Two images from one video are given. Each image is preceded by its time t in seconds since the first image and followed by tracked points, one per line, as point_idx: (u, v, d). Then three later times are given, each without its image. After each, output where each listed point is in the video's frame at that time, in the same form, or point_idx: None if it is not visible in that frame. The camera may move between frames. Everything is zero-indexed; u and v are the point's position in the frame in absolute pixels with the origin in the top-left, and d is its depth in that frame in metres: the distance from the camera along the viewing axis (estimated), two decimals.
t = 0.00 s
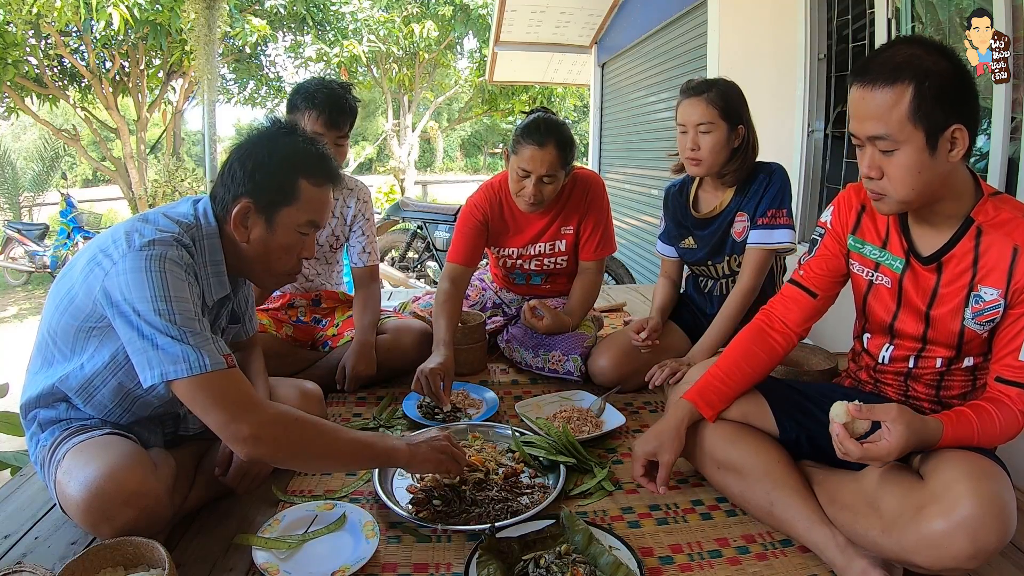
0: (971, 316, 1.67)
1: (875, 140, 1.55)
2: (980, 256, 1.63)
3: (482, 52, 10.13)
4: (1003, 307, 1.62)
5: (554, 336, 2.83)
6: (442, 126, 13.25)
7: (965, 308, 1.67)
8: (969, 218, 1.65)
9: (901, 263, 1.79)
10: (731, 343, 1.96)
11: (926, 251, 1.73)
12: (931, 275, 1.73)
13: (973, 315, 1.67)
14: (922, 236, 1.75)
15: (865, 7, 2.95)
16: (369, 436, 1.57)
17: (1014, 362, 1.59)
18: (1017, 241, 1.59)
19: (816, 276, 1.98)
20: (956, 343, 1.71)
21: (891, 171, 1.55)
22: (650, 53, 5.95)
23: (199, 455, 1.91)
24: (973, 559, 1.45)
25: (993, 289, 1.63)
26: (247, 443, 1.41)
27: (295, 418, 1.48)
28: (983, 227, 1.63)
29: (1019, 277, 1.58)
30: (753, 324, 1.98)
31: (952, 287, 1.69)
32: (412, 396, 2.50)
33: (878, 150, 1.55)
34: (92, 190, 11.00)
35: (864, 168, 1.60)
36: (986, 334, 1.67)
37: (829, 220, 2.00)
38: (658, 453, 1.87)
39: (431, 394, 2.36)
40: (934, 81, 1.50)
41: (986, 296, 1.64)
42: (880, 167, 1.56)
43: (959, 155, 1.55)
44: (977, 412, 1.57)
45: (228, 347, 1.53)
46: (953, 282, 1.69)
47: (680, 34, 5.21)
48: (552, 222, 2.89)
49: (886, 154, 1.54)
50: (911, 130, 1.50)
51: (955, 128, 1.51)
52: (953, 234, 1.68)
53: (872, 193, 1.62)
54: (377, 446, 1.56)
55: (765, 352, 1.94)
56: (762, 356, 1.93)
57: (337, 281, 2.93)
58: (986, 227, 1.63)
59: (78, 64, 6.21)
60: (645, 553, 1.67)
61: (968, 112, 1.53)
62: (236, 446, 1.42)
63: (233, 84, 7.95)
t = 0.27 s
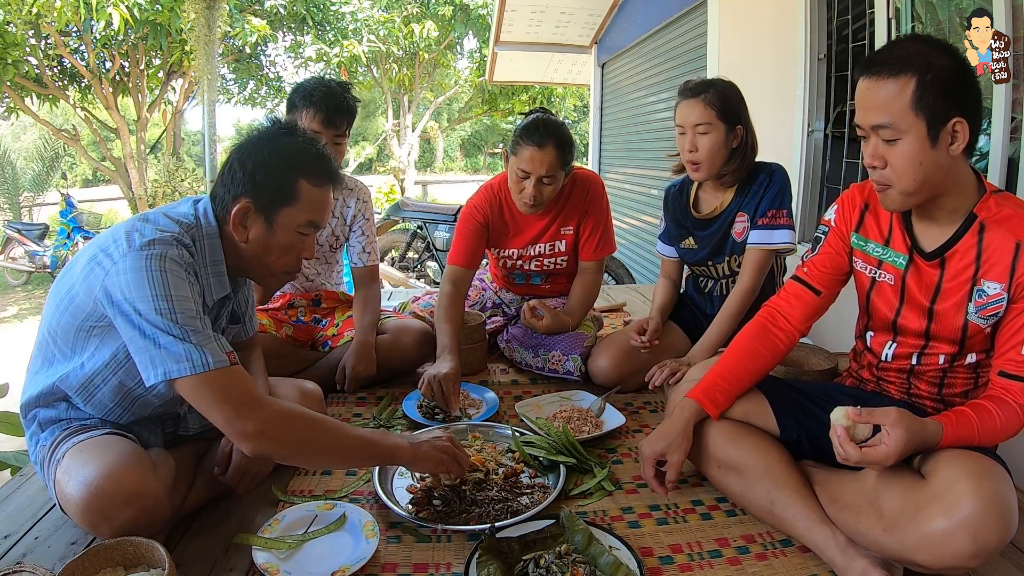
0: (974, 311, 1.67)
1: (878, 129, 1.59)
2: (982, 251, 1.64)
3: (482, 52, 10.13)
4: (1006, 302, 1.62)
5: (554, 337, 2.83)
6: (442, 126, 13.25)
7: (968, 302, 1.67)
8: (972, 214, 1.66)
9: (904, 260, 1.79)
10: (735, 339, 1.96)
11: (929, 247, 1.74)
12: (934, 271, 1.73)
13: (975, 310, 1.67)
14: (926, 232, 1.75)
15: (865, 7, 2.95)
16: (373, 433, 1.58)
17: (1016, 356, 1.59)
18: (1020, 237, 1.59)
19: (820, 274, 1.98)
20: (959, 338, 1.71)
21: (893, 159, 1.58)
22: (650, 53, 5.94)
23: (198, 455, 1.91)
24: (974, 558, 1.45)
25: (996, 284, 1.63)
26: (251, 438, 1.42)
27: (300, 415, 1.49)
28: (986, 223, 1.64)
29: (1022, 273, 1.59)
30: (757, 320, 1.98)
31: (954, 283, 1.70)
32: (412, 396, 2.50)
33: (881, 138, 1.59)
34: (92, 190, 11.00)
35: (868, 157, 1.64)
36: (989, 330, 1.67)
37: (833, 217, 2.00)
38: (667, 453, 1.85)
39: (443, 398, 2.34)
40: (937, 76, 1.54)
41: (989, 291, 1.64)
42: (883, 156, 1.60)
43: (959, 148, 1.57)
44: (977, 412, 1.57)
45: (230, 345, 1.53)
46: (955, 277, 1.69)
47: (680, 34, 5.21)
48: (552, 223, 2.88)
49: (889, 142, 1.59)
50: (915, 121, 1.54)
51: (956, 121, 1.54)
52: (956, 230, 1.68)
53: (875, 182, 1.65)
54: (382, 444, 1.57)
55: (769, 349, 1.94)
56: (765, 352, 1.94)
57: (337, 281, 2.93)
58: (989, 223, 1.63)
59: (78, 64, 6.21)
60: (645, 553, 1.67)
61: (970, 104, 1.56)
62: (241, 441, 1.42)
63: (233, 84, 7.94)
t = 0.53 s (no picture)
0: (975, 306, 1.67)
1: (882, 119, 1.61)
2: (983, 248, 1.64)
3: (482, 52, 10.13)
4: (1006, 298, 1.62)
5: (553, 337, 2.83)
6: (442, 126, 13.25)
7: (969, 298, 1.68)
8: (973, 212, 1.66)
9: (906, 257, 1.80)
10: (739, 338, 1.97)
11: (931, 244, 1.74)
12: (936, 267, 1.73)
13: (976, 305, 1.67)
14: (927, 229, 1.76)
15: (865, 7, 2.95)
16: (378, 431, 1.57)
17: (1017, 353, 1.59)
18: (1020, 233, 1.59)
19: (822, 274, 1.98)
20: (960, 335, 1.71)
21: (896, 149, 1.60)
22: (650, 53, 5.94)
23: (198, 455, 1.91)
24: (975, 557, 1.45)
25: (997, 280, 1.63)
26: (256, 436, 1.43)
27: (306, 411, 1.49)
28: (987, 220, 1.64)
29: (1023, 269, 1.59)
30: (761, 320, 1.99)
31: (956, 279, 1.70)
32: (412, 396, 2.50)
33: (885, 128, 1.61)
34: (92, 190, 11.00)
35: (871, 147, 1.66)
36: (990, 326, 1.67)
37: (834, 217, 2.00)
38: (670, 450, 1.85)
39: (442, 394, 2.34)
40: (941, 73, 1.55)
41: (990, 287, 1.64)
42: (886, 147, 1.62)
43: (958, 144, 1.58)
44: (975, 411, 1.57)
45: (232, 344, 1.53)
46: (957, 273, 1.69)
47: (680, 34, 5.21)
48: (552, 223, 2.88)
49: (892, 133, 1.61)
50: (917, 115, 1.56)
51: (959, 114, 1.55)
52: (958, 226, 1.68)
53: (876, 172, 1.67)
54: (388, 440, 1.57)
55: (773, 348, 1.95)
56: (770, 351, 1.94)
57: (337, 281, 2.93)
58: (990, 220, 1.63)
59: (78, 64, 6.21)
60: (645, 553, 1.67)
61: (974, 102, 1.57)
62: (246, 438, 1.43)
63: (233, 84, 7.94)
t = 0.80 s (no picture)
0: (974, 305, 1.67)
1: (883, 114, 1.63)
2: (982, 246, 1.64)
3: (482, 52, 10.13)
4: (1005, 296, 1.62)
5: (553, 337, 2.83)
6: (442, 126, 13.25)
7: (967, 296, 1.68)
8: (972, 210, 1.66)
9: (905, 256, 1.80)
10: (751, 333, 1.98)
11: (931, 242, 1.74)
12: (934, 266, 1.73)
13: (975, 303, 1.67)
14: (926, 228, 1.76)
15: (866, 7, 2.95)
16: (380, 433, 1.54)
17: (1016, 351, 1.59)
18: (1019, 232, 1.60)
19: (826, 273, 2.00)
20: (959, 334, 1.71)
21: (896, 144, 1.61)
22: (650, 53, 5.94)
23: (198, 455, 1.91)
24: (976, 557, 1.44)
25: (995, 278, 1.63)
26: (244, 438, 1.41)
27: (296, 414, 1.47)
28: (986, 219, 1.64)
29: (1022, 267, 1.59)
30: (772, 317, 2.00)
31: (954, 277, 1.70)
32: (412, 396, 2.50)
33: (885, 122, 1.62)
34: (92, 190, 11.00)
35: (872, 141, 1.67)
36: (989, 324, 1.67)
37: (835, 220, 2.01)
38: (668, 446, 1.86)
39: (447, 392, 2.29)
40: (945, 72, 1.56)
41: (989, 285, 1.64)
42: (885, 140, 1.63)
43: (958, 144, 1.58)
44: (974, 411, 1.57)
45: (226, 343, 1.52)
46: (955, 272, 1.69)
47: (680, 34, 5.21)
48: (553, 223, 2.88)
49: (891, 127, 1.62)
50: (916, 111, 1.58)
51: (959, 112, 1.56)
52: (956, 225, 1.68)
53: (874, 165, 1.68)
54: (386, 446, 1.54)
55: (785, 344, 1.96)
56: (781, 347, 1.95)
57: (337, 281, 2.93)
58: (989, 219, 1.63)
59: (78, 64, 6.21)
60: (645, 553, 1.67)
61: (975, 101, 1.58)
62: (234, 441, 1.41)
63: (233, 84, 7.93)
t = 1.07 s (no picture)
0: (972, 304, 1.67)
1: (878, 117, 1.63)
2: (980, 246, 1.64)
3: (482, 52, 10.14)
4: (1004, 295, 1.62)
5: (552, 338, 2.83)
6: (442, 126, 13.25)
7: (966, 296, 1.68)
8: (970, 210, 1.66)
9: (904, 256, 1.80)
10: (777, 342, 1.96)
11: (929, 242, 1.74)
12: (933, 266, 1.73)
13: (974, 303, 1.67)
14: (925, 228, 1.76)
15: (865, 7, 2.95)
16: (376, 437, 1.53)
17: (1015, 350, 1.59)
18: (1017, 232, 1.60)
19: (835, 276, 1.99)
20: (958, 333, 1.71)
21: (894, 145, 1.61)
22: (650, 53, 5.94)
23: (198, 455, 1.91)
24: (976, 557, 1.44)
25: (993, 277, 1.63)
26: (232, 440, 1.39)
27: (285, 417, 1.45)
28: (984, 218, 1.64)
29: (1020, 266, 1.59)
30: (795, 325, 1.98)
31: (953, 277, 1.70)
32: (412, 396, 2.50)
33: (882, 124, 1.63)
34: (92, 190, 11.00)
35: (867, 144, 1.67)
36: (988, 323, 1.67)
37: (836, 225, 2.01)
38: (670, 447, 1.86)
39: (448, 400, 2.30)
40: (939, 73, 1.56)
41: (987, 284, 1.64)
42: (881, 143, 1.64)
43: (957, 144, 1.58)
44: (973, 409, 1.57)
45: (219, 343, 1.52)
46: (954, 271, 1.69)
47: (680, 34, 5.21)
48: (552, 224, 2.88)
49: (886, 130, 1.63)
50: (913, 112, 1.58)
51: (953, 112, 1.56)
52: (955, 225, 1.68)
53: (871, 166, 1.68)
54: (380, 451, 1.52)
55: (813, 350, 1.94)
56: (811, 352, 1.93)
57: (337, 281, 2.93)
58: (987, 219, 1.64)
59: (78, 64, 6.21)
60: (645, 553, 1.67)
61: (974, 102, 1.58)
62: (223, 443, 1.40)
63: (233, 84, 7.93)
